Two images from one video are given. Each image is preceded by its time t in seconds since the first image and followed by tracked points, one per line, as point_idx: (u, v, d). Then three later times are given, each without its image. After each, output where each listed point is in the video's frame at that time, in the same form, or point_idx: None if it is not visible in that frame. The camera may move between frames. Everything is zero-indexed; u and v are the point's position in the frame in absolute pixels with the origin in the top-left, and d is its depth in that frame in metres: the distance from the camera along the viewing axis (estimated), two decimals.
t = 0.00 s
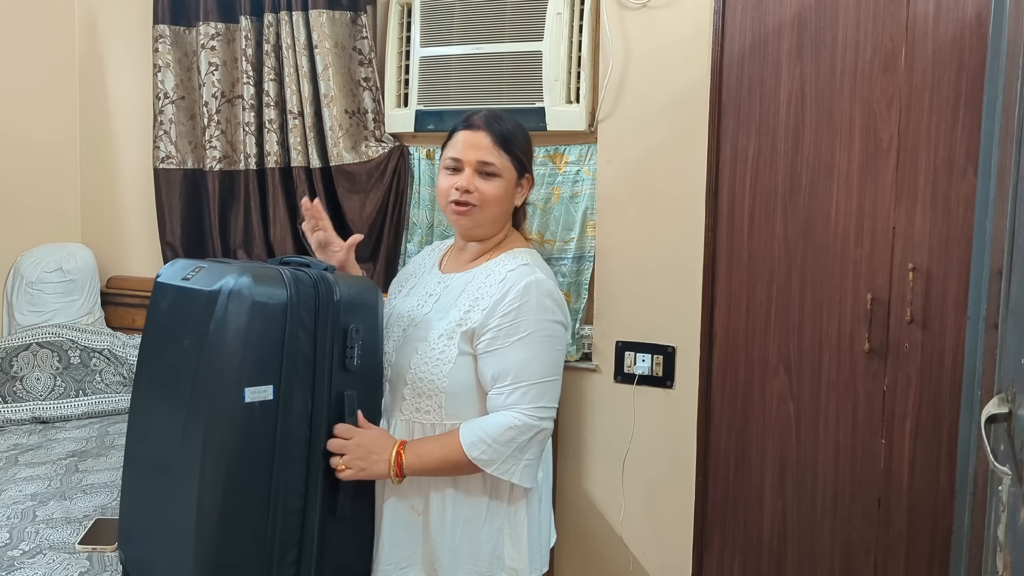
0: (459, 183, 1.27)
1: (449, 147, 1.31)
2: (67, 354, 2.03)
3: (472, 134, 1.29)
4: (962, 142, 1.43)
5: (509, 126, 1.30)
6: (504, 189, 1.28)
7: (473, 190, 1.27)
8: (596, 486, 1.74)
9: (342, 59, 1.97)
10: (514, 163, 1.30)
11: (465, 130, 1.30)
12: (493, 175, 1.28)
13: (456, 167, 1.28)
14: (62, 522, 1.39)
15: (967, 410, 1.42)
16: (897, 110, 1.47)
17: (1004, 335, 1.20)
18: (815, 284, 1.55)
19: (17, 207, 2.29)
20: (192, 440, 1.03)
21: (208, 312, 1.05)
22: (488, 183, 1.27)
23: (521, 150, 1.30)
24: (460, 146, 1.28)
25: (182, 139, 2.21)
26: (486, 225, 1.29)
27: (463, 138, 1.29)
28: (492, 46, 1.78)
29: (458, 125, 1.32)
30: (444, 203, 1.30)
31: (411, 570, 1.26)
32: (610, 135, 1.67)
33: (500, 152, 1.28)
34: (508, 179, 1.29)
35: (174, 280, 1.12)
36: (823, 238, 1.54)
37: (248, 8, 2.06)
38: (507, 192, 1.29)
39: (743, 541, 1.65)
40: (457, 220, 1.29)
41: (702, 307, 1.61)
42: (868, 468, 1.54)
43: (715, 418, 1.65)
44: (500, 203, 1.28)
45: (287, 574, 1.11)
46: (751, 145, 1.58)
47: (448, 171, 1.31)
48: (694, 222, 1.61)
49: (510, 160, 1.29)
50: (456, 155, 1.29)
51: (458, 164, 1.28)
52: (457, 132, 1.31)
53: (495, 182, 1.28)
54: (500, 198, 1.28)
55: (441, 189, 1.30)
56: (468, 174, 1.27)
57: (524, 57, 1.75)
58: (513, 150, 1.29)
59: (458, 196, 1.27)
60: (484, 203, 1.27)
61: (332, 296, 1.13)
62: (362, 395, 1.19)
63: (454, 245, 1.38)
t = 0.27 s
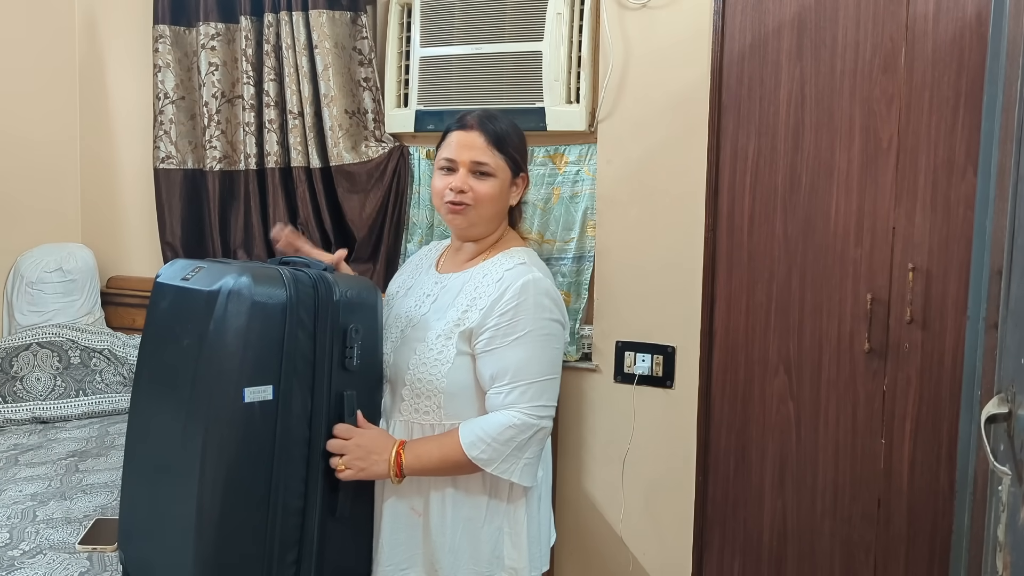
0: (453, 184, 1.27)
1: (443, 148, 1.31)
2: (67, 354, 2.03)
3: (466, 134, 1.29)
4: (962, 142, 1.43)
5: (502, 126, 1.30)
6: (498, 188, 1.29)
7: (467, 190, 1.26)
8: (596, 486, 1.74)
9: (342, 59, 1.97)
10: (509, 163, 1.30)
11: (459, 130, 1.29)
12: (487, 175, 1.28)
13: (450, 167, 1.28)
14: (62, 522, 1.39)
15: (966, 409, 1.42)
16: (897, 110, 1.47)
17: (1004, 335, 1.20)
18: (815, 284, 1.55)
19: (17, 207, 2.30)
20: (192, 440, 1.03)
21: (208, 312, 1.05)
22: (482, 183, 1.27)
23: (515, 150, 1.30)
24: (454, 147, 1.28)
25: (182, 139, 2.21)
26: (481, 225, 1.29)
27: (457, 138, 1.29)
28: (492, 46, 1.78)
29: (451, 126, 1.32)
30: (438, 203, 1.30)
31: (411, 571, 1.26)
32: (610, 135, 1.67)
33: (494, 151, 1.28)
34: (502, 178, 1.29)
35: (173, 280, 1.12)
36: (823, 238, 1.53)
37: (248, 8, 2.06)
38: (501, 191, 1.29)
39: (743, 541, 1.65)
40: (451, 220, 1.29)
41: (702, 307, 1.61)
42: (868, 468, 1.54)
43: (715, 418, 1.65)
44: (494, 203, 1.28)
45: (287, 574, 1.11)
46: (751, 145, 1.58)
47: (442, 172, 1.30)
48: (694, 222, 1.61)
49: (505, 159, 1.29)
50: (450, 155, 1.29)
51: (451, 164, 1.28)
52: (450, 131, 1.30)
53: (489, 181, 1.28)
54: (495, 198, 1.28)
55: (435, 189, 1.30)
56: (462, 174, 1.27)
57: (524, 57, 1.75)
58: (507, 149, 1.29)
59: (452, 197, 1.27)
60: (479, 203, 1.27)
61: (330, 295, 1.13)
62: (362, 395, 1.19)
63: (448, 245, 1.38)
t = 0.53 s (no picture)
0: (457, 184, 1.27)
1: (447, 148, 1.31)
2: (67, 354, 2.03)
3: (471, 135, 1.29)
4: (962, 142, 1.43)
5: (508, 128, 1.30)
6: (502, 191, 1.29)
7: (471, 192, 1.26)
8: (596, 486, 1.74)
9: (342, 59, 1.97)
10: (513, 166, 1.30)
11: (464, 130, 1.29)
12: (491, 177, 1.28)
13: (455, 168, 1.28)
14: (62, 522, 1.39)
15: (966, 410, 1.42)
16: (897, 110, 1.47)
17: (1004, 335, 1.20)
18: (815, 284, 1.55)
19: (17, 207, 2.30)
20: (191, 440, 1.03)
21: (207, 313, 1.04)
22: (486, 185, 1.27)
23: (520, 153, 1.30)
24: (459, 147, 1.28)
25: (182, 139, 2.21)
26: (483, 226, 1.29)
27: (462, 138, 1.29)
28: (492, 46, 1.77)
29: (456, 126, 1.32)
30: (441, 202, 1.30)
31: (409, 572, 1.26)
32: (609, 135, 1.67)
33: (499, 154, 1.28)
34: (506, 181, 1.29)
35: (172, 280, 1.12)
36: (823, 238, 1.53)
37: (248, 8, 2.06)
38: (505, 194, 1.29)
39: (743, 541, 1.65)
40: (453, 220, 1.29)
41: (702, 307, 1.61)
42: (868, 468, 1.54)
43: (715, 418, 1.65)
44: (498, 205, 1.28)
45: (286, 574, 1.11)
46: (751, 145, 1.58)
47: (445, 171, 1.30)
48: (694, 222, 1.61)
49: (509, 162, 1.29)
50: (455, 156, 1.28)
51: (457, 165, 1.28)
52: (457, 131, 1.30)
53: (493, 183, 1.28)
54: (498, 200, 1.28)
55: (438, 189, 1.30)
56: (467, 175, 1.27)
57: (524, 57, 1.75)
58: (512, 152, 1.29)
59: (455, 197, 1.27)
60: (482, 205, 1.27)
61: (330, 295, 1.13)
62: (361, 395, 1.19)
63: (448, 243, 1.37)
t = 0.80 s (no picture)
0: (455, 187, 1.26)
1: (457, 146, 1.30)
2: (67, 354, 2.03)
3: (478, 138, 1.26)
4: (962, 142, 1.43)
5: (517, 134, 1.26)
6: (500, 199, 1.26)
7: (468, 196, 1.25)
8: (596, 486, 1.74)
9: (342, 59, 1.97)
10: (517, 175, 1.26)
11: (474, 133, 1.27)
12: (492, 184, 1.26)
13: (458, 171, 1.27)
14: (62, 522, 1.39)
15: (966, 409, 1.42)
16: (897, 110, 1.47)
17: (1004, 335, 1.20)
18: (815, 285, 1.55)
19: (16, 207, 2.29)
20: (192, 440, 1.03)
21: (207, 313, 1.04)
22: (484, 192, 1.25)
23: (526, 164, 1.27)
24: (466, 150, 1.26)
25: (182, 139, 2.21)
26: (478, 230, 1.29)
27: (470, 140, 1.27)
28: (492, 46, 1.77)
29: (470, 126, 1.30)
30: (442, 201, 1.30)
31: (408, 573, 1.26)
32: (609, 135, 1.67)
33: (503, 164, 1.25)
34: (507, 190, 1.26)
35: (173, 280, 1.12)
36: (823, 238, 1.54)
37: (248, 8, 2.06)
38: (504, 202, 1.27)
39: (743, 541, 1.65)
40: (452, 220, 1.29)
41: (702, 307, 1.61)
42: (868, 468, 1.54)
43: (715, 418, 1.65)
44: (495, 212, 1.27)
45: (287, 574, 1.11)
46: (751, 145, 1.58)
47: (451, 169, 1.30)
48: (694, 222, 1.61)
49: (513, 172, 1.26)
50: (460, 159, 1.27)
51: (461, 168, 1.27)
52: (468, 133, 1.28)
53: (492, 191, 1.26)
54: (495, 207, 1.27)
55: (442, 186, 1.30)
56: (467, 178, 1.26)
57: (524, 57, 1.75)
58: (517, 162, 1.25)
59: (453, 198, 1.27)
60: (477, 211, 1.26)
61: (330, 295, 1.13)
62: (361, 395, 1.19)
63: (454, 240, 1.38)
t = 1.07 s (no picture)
0: (468, 188, 1.26)
1: (468, 146, 1.29)
2: (67, 354, 2.03)
3: (491, 139, 1.27)
4: (962, 142, 1.43)
5: (529, 136, 1.27)
6: (513, 200, 1.27)
7: (481, 197, 1.26)
8: (596, 486, 1.74)
9: (342, 59, 1.97)
10: (529, 177, 1.27)
11: (485, 134, 1.27)
12: (504, 185, 1.26)
13: (470, 171, 1.27)
14: (62, 522, 1.39)
15: (967, 409, 1.42)
16: (897, 110, 1.47)
17: (1004, 335, 1.20)
18: (815, 284, 1.55)
19: (16, 207, 2.29)
20: (191, 440, 1.03)
21: (206, 313, 1.04)
22: (497, 193, 1.26)
23: (538, 166, 1.28)
24: (477, 151, 1.27)
25: (182, 139, 2.21)
26: (490, 231, 1.29)
27: (482, 141, 1.27)
28: (492, 46, 1.78)
29: (481, 127, 1.30)
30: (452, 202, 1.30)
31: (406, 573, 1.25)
32: (609, 135, 1.67)
33: (516, 165, 1.26)
34: (518, 191, 1.27)
35: (172, 280, 1.12)
36: (823, 238, 1.53)
37: (248, 8, 2.06)
38: (515, 203, 1.28)
39: (743, 541, 1.65)
40: (461, 221, 1.29)
41: (702, 307, 1.61)
42: (868, 468, 1.54)
43: (714, 418, 1.65)
44: (507, 213, 1.27)
45: (287, 574, 1.11)
46: (751, 145, 1.58)
47: (461, 170, 1.29)
48: (694, 222, 1.61)
49: (526, 173, 1.27)
50: (471, 160, 1.27)
51: (472, 168, 1.27)
52: (479, 134, 1.29)
53: (505, 192, 1.26)
54: (507, 209, 1.27)
55: (451, 187, 1.29)
56: (479, 179, 1.26)
57: (524, 57, 1.75)
58: (529, 163, 1.26)
59: (465, 199, 1.26)
60: (490, 212, 1.27)
61: (330, 295, 1.13)
62: (361, 395, 1.19)
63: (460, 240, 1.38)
